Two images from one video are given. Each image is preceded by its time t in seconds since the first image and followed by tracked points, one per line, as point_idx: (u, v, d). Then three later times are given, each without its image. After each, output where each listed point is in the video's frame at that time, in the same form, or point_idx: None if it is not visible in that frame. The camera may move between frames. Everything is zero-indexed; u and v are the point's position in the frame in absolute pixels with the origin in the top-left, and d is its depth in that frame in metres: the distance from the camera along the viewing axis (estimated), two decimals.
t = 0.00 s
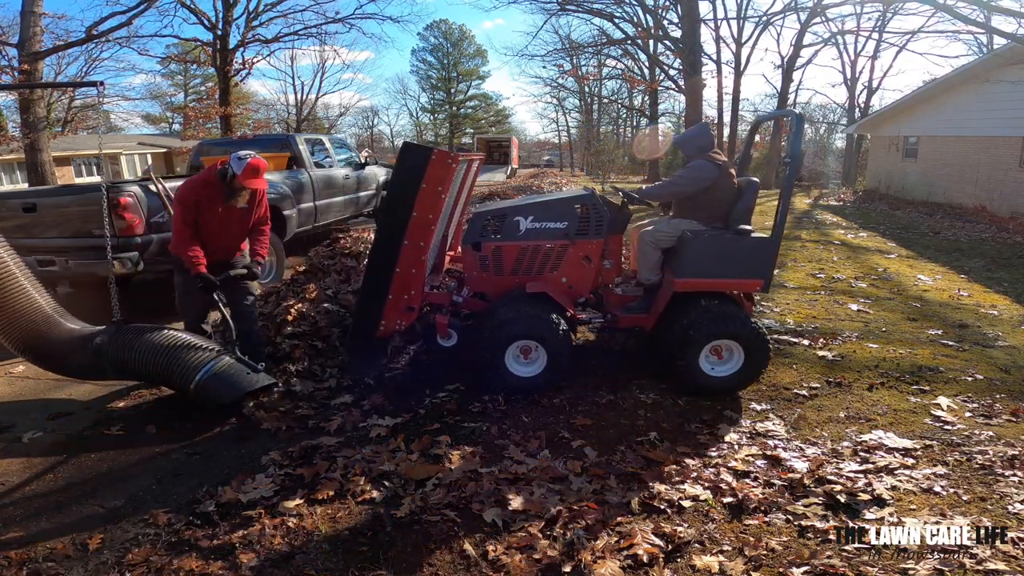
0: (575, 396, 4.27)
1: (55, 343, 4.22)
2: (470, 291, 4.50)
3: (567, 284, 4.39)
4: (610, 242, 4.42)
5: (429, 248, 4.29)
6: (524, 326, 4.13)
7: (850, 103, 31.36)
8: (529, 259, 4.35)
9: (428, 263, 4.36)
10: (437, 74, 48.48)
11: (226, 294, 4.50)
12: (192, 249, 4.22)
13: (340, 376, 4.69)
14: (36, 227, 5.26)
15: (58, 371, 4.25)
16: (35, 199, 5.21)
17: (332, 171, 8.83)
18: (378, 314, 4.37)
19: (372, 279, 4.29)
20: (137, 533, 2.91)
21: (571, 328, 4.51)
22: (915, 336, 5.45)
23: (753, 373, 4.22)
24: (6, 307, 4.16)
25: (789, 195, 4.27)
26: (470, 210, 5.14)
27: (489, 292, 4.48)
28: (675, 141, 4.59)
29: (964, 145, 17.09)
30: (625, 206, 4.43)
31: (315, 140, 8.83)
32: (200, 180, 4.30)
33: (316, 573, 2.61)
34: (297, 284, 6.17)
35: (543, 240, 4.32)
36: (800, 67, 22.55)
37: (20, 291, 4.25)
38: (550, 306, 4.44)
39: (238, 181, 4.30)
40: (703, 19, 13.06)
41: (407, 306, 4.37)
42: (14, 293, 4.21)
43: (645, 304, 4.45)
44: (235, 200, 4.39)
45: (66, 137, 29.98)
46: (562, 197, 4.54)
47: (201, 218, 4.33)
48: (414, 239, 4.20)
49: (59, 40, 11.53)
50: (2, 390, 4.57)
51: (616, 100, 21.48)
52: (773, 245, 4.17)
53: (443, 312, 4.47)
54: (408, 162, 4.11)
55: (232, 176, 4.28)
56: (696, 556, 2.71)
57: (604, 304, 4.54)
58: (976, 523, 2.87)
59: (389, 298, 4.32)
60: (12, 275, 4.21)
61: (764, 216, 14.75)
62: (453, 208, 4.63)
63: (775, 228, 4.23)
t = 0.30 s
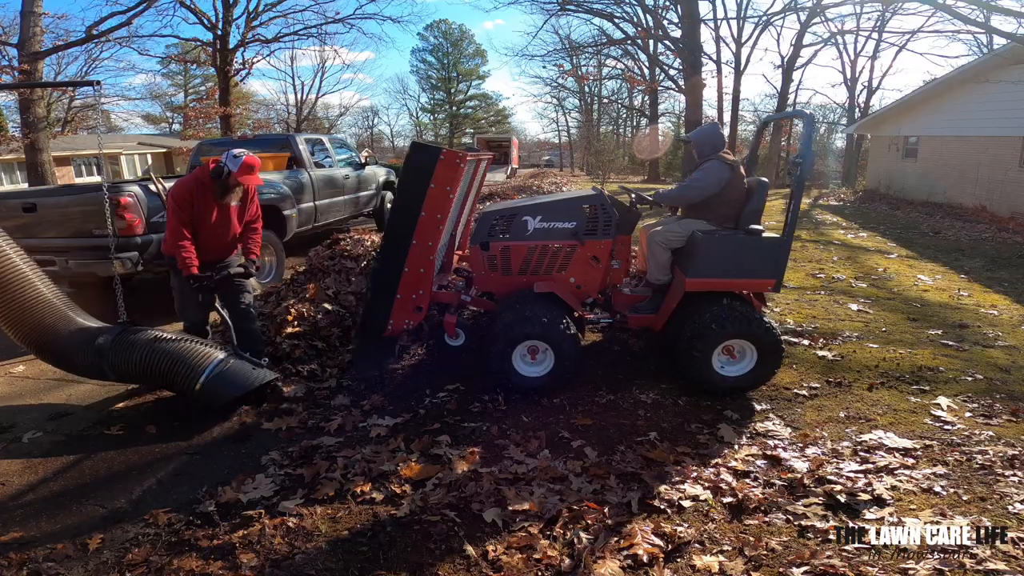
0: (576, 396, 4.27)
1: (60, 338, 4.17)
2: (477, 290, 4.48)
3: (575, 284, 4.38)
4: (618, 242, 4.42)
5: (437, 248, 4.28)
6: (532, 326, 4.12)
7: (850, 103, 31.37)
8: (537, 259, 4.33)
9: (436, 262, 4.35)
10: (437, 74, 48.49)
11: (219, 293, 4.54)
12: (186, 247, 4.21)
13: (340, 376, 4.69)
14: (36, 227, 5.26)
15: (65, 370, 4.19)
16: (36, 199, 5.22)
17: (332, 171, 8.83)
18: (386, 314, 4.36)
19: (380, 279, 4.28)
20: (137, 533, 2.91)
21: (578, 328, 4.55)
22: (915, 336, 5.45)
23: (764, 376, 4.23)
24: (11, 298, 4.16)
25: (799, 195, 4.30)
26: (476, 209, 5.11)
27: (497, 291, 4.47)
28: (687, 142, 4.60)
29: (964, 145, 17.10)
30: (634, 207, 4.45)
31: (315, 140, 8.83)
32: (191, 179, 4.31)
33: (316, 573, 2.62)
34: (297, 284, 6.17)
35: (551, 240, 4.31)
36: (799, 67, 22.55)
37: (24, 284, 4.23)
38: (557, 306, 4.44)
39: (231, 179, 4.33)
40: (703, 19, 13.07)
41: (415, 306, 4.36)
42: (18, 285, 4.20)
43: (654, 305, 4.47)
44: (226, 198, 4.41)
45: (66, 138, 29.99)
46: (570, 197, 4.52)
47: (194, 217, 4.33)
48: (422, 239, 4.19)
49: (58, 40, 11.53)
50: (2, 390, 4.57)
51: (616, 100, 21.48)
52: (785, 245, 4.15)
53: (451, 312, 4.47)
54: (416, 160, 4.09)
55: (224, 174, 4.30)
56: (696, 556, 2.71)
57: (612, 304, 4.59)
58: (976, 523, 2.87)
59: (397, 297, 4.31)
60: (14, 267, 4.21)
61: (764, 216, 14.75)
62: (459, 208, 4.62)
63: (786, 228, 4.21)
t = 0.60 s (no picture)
0: (576, 396, 4.27)
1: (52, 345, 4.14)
2: (487, 290, 4.50)
3: (584, 284, 4.38)
4: (628, 243, 4.40)
5: (448, 248, 4.31)
6: (546, 325, 4.13)
7: (850, 103, 31.38)
8: (546, 259, 4.33)
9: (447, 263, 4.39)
10: (437, 74, 48.48)
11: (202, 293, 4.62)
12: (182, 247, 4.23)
13: (340, 376, 4.69)
14: (36, 227, 5.26)
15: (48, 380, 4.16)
16: (36, 199, 5.21)
17: (332, 171, 8.83)
18: (397, 314, 4.40)
19: (391, 279, 4.32)
20: (136, 533, 2.91)
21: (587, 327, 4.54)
22: (915, 337, 5.45)
23: (772, 377, 4.24)
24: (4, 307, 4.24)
25: (809, 198, 4.32)
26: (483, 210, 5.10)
27: (506, 292, 4.49)
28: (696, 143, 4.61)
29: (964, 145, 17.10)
30: (643, 206, 4.41)
31: (315, 140, 8.83)
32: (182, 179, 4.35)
33: (316, 573, 2.62)
34: (298, 284, 6.17)
35: (560, 240, 4.31)
36: (800, 67, 22.56)
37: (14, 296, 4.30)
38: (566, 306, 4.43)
39: (223, 179, 4.41)
40: (703, 19, 13.07)
41: (426, 307, 4.40)
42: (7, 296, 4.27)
43: (663, 305, 4.43)
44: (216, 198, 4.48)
45: (66, 138, 30.00)
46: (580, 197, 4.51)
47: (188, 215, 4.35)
48: (433, 240, 4.23)
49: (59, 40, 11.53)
50: (2, 390, 4.57)
51: (615, 100, 21.48)
52: (794, 246, 4.20)
53: (462, 312, 4.50)
54: (428, 160, 4.15)
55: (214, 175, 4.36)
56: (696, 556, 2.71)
57: (620, 304, 4.54)
58: (977, 523, 2.87)
59: (408, 297, 4.35)
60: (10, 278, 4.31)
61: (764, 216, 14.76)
62: (469, 208, 4.64)
63: (795, 228, 4.25)
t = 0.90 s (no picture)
0: (575, 396, 4.27)
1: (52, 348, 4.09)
2: (497, 291, 4.50)
3: (593, 284, 4.37)
4: (637, 242, 4.42)
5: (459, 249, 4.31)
6: (560, 326, 4.12)
7: (850, 103, 31.38)
8: (555, 259, 4.33)
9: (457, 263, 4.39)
10: (437, 74, 48.49)
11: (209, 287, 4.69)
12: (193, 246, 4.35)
13: (340, 376, 4.69)
14: (36, 227, 5.26)
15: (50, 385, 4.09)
16: (35, 199, 5.21)
17: (332, 171, 8.83)
18: (408, 314, 4.41)
19: (402, 280, 4.33)
20: (136, 533, 2.91)
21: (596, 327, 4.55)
22: (915, 336, 5.45)
23: (781, 378, 4.24)
24: None
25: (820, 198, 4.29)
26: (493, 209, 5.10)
27: (515, 292, 4.49)
28: (703, 143, 4.62)
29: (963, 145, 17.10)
30: (652, 206, 4.44)
31: (315, 140, 8.83)
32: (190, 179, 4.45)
33: (317, 573, 2.62)
34: (298, 284, 6.17)
35: (569, 240, 4.30)
36: (799, 67, 22.55)
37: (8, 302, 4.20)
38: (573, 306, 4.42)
39: (231, 178, 4.51)
40: (703, 19, 13.08)
41: (437, 307, 4.41)
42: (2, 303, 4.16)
43: (672, 305, 4.43)
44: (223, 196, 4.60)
45: (65, 138, 30.01)
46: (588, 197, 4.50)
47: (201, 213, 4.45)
48: (444, 240, 4.23)
49: (59, 40, 11.55)
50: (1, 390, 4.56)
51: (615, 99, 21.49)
52: (805, 245, 4.17)
53: (471, 312, 4.51)
54: (440, 160, 4.13)
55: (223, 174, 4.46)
56: (696, 556, 2.71)
57: (629, 304, 4.53)
58: (977, 523, 2.87)
59: (419, 298, 4.35)
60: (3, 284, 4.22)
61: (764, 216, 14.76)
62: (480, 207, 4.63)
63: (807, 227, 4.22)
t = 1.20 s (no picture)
0: (575, 396, 4.27)
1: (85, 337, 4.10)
2: (508, 291, 4.53)
3: (605, 284, 4.39)
4: (648, 243, 4.41)
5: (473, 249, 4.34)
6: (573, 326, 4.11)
7: (850, 103, 31.38)
8: (567, 259, 4.34)
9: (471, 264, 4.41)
10: (437, 74, 48.48)
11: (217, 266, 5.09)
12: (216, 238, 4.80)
13: (340, 376, 4.70)
14: (36, 227, 5.26)
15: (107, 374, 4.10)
16: (35, 199, 5.21)
17: (332, 171, 8.83)
18: (422, 315, 4.43)
19: (418, 280, 4.38)
20: (136, 533, 2.91)
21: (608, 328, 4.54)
22: (915, 336, 5.45)
23: (795, 379, 4.21)
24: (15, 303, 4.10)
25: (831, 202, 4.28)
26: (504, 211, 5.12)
27: (527, 292, 4.50)
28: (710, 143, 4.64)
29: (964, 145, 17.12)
30: (663, 207, 4.40)
31: (315, 140, 8.83)
32: (209, 175, 4.82)
33: (317, 573, 2.62)
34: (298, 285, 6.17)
35: (581, 240, 4.31)
36: (800, 67, 22.55)
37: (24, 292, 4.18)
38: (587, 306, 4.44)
39: (250, 173, 4.89)
40: (703, 19, 13.08)
41: (450, 307, 4.42)
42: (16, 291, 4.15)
43: (683, 305, 4.45)
44: (238, 189, 5.02)
45: (65, 138, 30.02)
46: (600, 197, 4.52)
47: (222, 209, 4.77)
48: (459, 240, 4.26)
49: (59, 40, 11.56)
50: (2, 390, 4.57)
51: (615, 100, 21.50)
52: (818, 245, 4.15)
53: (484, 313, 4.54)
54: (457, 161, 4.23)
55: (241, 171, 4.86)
56: (696, 556, 2.71)
57: (641, 304, 4.56)
58: (976, 523, 2.87)
59: (433, 298, 4.38)
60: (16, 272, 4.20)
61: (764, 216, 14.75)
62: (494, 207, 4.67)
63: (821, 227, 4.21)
